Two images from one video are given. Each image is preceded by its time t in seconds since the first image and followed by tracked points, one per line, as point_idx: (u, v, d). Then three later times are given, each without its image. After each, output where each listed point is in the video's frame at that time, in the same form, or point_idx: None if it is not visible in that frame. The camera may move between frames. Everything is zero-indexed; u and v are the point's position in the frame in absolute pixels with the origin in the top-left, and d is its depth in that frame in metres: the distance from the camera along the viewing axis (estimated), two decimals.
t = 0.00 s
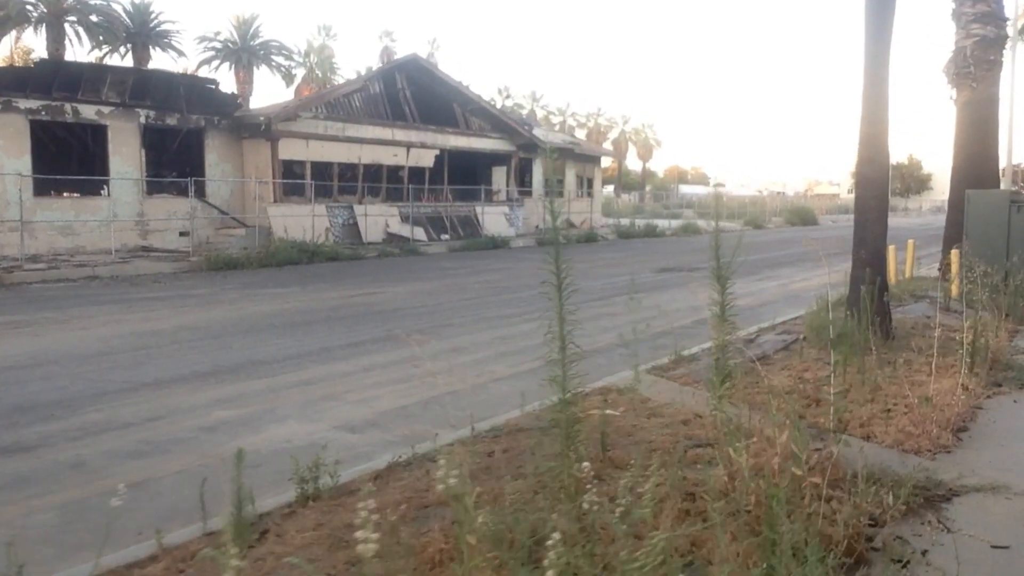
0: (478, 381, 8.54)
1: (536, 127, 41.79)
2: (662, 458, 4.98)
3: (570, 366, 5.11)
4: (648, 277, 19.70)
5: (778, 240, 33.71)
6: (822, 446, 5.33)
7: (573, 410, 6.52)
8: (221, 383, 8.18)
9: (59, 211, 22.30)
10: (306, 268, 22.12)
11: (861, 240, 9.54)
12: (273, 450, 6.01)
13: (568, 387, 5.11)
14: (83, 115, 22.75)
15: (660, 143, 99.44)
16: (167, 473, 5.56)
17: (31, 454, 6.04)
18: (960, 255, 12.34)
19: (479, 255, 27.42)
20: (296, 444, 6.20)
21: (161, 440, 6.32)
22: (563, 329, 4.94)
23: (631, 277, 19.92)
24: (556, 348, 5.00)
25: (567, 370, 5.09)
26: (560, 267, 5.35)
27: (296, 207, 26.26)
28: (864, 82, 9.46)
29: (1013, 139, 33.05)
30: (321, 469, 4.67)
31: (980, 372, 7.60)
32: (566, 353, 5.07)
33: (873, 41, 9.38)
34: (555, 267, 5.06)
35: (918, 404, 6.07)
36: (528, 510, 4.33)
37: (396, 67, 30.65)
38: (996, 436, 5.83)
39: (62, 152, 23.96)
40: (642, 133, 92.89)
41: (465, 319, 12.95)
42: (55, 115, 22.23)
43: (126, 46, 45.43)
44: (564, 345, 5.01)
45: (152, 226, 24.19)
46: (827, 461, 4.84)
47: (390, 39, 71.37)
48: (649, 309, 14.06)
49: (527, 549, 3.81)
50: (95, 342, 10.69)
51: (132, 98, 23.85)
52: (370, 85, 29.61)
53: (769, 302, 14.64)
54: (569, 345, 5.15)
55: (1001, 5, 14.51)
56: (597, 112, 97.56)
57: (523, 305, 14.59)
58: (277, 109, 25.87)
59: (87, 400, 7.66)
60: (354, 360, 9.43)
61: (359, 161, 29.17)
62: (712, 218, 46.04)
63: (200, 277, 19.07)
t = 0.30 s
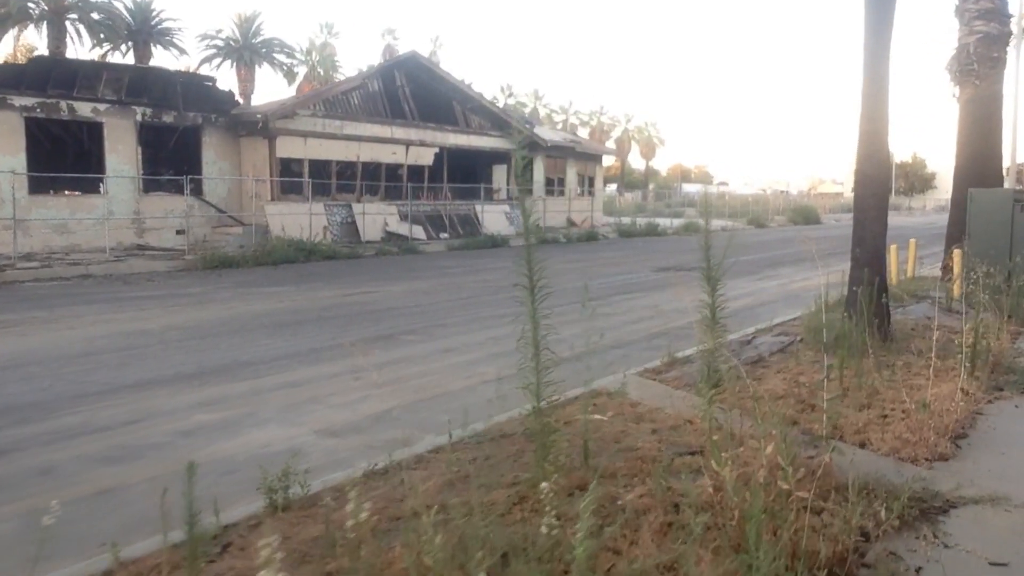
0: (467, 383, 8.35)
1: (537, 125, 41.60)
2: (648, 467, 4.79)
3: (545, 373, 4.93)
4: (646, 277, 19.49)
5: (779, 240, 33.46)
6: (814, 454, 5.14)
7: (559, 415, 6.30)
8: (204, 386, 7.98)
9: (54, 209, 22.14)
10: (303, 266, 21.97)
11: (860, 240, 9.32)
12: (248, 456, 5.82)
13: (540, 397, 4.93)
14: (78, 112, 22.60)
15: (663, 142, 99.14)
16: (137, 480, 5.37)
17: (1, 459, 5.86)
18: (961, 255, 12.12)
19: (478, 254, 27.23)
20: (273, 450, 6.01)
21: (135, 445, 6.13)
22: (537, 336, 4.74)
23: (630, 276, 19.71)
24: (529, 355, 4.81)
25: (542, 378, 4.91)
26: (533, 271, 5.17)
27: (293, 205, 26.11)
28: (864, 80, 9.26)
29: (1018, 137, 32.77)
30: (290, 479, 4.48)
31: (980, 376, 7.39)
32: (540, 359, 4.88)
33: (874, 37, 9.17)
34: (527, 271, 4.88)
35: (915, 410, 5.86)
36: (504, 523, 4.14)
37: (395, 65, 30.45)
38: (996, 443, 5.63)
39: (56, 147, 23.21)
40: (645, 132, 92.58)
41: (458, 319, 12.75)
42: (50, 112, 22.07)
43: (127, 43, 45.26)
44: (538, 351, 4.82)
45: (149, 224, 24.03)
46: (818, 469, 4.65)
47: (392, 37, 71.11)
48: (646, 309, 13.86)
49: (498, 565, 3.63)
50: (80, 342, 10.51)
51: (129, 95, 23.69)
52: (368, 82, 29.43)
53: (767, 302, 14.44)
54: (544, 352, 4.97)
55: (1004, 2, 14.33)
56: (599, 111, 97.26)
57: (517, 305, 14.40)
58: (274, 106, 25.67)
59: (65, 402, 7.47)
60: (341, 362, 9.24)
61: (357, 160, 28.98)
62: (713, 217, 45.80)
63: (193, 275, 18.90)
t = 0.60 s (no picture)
0: (455, 388, 8.17)
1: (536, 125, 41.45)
2: (631, 479, 4.61)
3: (524, 381, 4.75)
4: (644, 278, 19.30)
5: (780, 241, 33.26)
6: (805, 464, 4.95)
7: (544, 423, 6.12)
8: (185, 392, 7.80)
9: (48, 210, 22.01)
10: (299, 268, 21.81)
11: (858, 241, 9.14)
12: (223, 467, 5.65)
13: (518, 406, 4.74)
14: (72, 113, 22.46)
15: (665, 142, 98.90)
16: (108, 491, 5.21)
17: None
18: (961, 256, 11.93)
19: (475, 255, 27.05)
20: (250, 460, 5.83)
21: (110, 454, 5.97)
22: (512, 345, 4.56)
23: (628, 278, 19.55)
24: (507, 364, 4.64)
25: (520, 386, 4.73)
26: (507, 276, 4.98)
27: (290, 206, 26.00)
28: (861, 79, 9.07)
29: (1020, 138, 32.54)
30: (262, 492, 4.30)
31: (979, 383, 7.19)
32: (514, 368, 4.70)
33: (871, 36, 8.99)
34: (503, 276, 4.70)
35: (912, 419, 5.68)
36: (479, 539, 3.96)
37: (394, 65, 30.29)
38: (995, 453, 5.44)
39: (50, 149, 23.23)
40: (646, 132, 92.41)
41: (451, 321, 12.60)
42: (45, 113, 21.94)
43: (128, 44, 45.06)
44: (512, 360, 4.64)
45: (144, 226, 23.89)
46: (808, 482, 4.46)
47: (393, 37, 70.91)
48: (642, 311, 13.68)
49: None
50: (67, 346, 10.35)
51: (124, 96, 23.55)
52: (366, 83, 29.28)
53: (766, 304, 14.27)
54: (521, 360, 4.79)
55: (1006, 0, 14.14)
56: (600, 112, 97.05)
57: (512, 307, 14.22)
58: (270, 107, 25.48)
59: (41, 409, 7.28)
60: (330, 366, 9.07)
61: (354, 160, 28.81)
62: (714, 218, 45.65)
63: (187, 277, 18.75)
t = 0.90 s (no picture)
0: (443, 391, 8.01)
1: (537, 124, 41.30)
2: (613, 487, 4.45)
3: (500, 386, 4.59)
4: (642, 278, 19.13)
5: (781, 240, 33.05)
6: (793, 471, 4.79)
7: (527, 428, 5.94)
8: (167, 396, 7.66)
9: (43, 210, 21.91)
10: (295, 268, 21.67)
11: (855, 240, 8.96)
12: (196, 474, 5.49)
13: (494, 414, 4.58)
14: (68, 113, 22.35)
15: (667, 142, 98.61)
16: (75, 499, 5.06)
17: None
18: (961, 256, 11.74)
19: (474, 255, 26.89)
20: (224, 466, 5.68)
21: (81, 460, 5.82)
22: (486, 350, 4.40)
23: (627, 278, 19.39)
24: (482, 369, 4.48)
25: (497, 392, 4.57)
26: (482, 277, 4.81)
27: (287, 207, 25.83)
28: (857, 75, 8.89)
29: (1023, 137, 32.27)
30: (227, 502, 4.14)
31: (977, 386, 7.01)
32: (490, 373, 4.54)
33: (867, 31, 8.81)
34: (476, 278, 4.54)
35: (905, 424, 5.51)
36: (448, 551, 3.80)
37: (392, 64, 30.18)
38: (991, 460, 5.27)
39: (46, 149, 23.19)
40: (649, 132, 92.17)
41: (444, 322, 12.44)
42: (39, 113, 21.82)
43: (128, 44, 44.93)
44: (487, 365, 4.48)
45: (140, 226, 23.78)
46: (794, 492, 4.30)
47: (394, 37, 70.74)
48: (638, 312, 13.51)
49: None
50: (52, 348, 10.21)
51: (120, 96, 23.42)
52: (363, 83, 29.20)
53: (764, 305, 14.09)
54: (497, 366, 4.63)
55: None
56: (602, 111, 96.79)
57: (507, 308, 14.06)
58: (266, 106, 25.34)
59: (19, 412, 7.15)
60: (316, 369, 8.92)
61: (352, 160, 28.66)
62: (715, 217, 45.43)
63: (182, 278, 18.63)
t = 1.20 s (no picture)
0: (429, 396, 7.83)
1: (539, 123, 41.10)
2: (590, 501, 4.27)
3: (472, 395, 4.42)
4: (642, 279, 18.93)
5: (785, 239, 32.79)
6: (780, 482, 4.61)
7: (508, 436, 5.75)
8: (146, 402, 7.50)
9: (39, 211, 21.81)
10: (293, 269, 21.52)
11: (852, 241, 8.76)
12: (165, 485, 5.33)
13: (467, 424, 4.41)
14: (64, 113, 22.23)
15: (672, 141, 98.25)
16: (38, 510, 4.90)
17: None
18: (962, 257, 11.54)
19: (474, 255, 26.71)
20: (196, 476, 5.51)
21: (51, 469, 5.66)
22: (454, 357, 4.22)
23: (626, 278, 19.17)
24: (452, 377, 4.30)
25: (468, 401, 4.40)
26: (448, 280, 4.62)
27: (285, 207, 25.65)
28: (855, 70, 8.68)
29: None
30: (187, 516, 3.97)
31: (975, 392, 6.80)
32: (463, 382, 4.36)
33: (865, 25, 8.60)
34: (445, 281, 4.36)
35: (898, 433, 5.33)
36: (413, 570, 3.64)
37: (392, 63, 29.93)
38: (986, 471, 5.08)
39: (43, 149, 23.33)
40: (653, 131, 91.79)
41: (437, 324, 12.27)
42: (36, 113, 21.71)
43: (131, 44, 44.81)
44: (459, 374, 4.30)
45: (138, 226, 23.67)
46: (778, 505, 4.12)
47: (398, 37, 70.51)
48: (635, 313, 13.32)
49: None
50: (37, 351, 10.07)
51: (117, 96, 23.30)
52: (364, 82, 28.94)
53: (764, 306, 13.88)
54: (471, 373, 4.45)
55: None
56: (607, 110, 96.45)
57: (502, 309, 13.87)
58: (265, 106, 25.18)
59: None
60: (302, 373, 8.75)
61: (351, 160, 28.49)
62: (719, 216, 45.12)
63: (177, 279, 18.49)
